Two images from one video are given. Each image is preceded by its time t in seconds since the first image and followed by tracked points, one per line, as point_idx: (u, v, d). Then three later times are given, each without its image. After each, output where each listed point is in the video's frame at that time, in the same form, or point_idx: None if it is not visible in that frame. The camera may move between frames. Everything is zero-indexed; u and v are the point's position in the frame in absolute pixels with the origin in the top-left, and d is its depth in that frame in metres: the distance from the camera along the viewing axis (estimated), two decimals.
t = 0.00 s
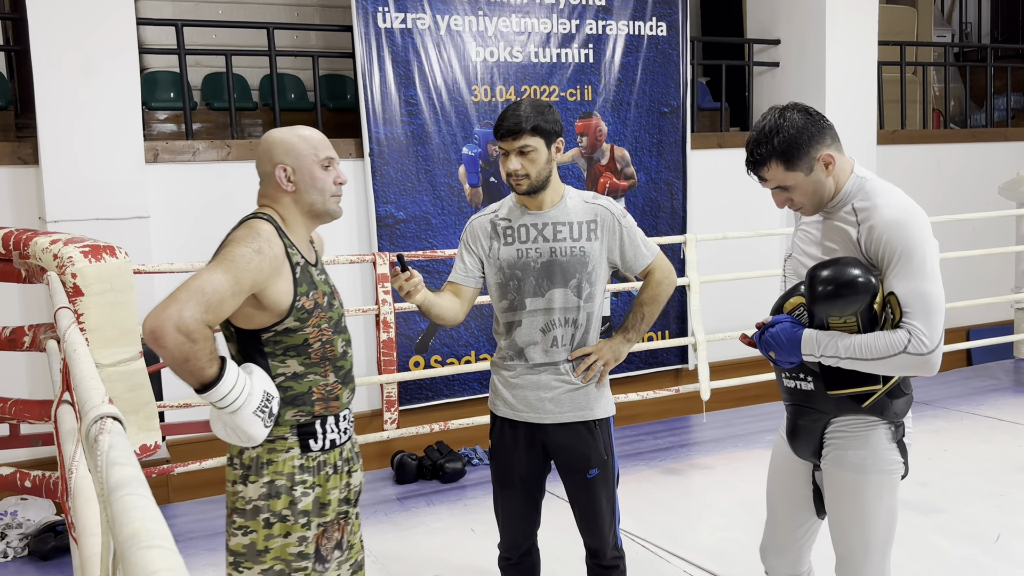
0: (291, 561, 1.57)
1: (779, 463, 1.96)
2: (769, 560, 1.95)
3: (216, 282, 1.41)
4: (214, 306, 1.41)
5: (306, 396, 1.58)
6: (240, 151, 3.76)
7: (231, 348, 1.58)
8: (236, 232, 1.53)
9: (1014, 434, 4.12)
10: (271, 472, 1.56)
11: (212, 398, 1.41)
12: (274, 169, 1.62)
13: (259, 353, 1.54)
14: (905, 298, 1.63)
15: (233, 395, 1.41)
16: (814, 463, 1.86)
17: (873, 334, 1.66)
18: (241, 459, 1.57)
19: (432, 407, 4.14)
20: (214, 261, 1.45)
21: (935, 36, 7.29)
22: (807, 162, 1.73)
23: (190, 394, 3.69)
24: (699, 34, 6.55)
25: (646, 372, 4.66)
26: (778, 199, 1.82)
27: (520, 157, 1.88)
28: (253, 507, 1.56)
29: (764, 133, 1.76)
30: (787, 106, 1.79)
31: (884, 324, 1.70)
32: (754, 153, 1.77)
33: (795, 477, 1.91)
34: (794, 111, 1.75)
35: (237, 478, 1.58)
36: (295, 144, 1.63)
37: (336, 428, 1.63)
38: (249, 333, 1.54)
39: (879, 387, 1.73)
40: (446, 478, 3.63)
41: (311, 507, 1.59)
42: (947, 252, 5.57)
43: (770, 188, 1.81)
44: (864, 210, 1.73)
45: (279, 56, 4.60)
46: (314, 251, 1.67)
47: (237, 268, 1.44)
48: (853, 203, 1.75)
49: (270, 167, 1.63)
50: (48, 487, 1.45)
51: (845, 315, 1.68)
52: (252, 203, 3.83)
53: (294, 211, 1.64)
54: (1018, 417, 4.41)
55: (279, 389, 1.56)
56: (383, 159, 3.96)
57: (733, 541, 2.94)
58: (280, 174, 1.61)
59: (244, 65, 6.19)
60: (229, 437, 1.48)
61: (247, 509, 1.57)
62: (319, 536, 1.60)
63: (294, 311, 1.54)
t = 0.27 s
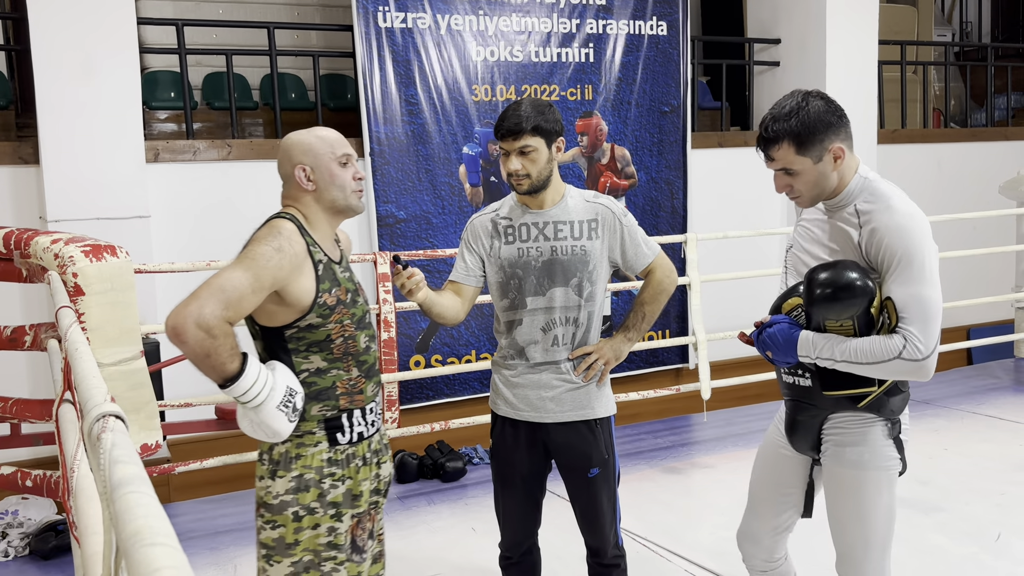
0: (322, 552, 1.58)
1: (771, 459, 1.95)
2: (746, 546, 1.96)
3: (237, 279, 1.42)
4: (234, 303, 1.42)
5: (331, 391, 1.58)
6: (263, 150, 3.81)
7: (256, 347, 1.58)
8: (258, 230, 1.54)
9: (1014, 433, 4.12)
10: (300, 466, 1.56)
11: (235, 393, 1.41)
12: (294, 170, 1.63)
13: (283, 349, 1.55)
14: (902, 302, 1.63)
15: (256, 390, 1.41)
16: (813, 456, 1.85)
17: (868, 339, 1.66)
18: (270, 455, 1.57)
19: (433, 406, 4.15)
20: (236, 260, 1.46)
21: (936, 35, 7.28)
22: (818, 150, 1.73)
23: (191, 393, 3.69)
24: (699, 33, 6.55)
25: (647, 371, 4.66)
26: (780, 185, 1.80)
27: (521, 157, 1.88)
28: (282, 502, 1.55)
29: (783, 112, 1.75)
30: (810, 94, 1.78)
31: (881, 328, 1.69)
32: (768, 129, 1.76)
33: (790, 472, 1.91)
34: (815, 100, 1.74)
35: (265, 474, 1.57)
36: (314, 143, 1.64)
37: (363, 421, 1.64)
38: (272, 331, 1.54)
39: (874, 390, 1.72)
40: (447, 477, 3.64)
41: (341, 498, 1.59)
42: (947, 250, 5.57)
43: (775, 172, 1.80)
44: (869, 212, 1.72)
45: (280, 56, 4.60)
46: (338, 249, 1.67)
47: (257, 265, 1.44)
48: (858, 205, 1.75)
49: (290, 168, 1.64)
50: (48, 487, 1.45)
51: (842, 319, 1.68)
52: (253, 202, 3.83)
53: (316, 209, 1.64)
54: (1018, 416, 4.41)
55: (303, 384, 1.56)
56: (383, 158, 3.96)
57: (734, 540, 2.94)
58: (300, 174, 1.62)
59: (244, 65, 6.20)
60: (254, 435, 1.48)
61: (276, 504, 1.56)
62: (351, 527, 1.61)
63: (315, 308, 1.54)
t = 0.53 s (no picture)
0: (353, 546, 1.58)
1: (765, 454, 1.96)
2: (755, 551, 1.96)
3: (253, 278, 1.42)
4: (251, 301, 1.42)
5: (349, 386, 1.59)
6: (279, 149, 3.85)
7: (277, 345, 1.59)
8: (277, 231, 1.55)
9: (1015, 433, 4.12)
10: (323, 460, 1.56)
11: (252, 389, 1.42)
12: (308, 173, 1.64)
13: (302, 347, 1.56)
14: (906, 295, 1.65)
15: (272, 387, 1.42)
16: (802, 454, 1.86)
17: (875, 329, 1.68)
18: (294, 450, 1.58)
19: (434, 405, 4.15)
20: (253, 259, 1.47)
21: (937, 34, 7.27)
22: (818, 151, 1.73)
23: (192, 393, 3.70)
24: (700, 33, 6.55)
25: (648, 371, 4.66)
26: (779, 185, 1.81)
27: (523, 157, 1.88)
28: (310, 496, 1.56)
29: (782, 115, 1.76)
30: (806, 95, 1.79)
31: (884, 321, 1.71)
32: (769, 131, 1.76)
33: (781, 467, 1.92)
34: (813, 102, 1.75)
35: (293, 470, 1.59)
36: (327, 144, 1.64)
37: (383, 415, 1.63)
38: (293, 329, 1.55)
39: (873, 381, 1.72)
40: (448, 477, 3.64)
41: (367, 490, 1.59)
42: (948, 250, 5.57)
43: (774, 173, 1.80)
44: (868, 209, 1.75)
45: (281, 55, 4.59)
46: (358, 247, 1.66)
47: (274, 265, 1.45)
48: (856, 203, 1.77)
49: (305, 171, 1.64)
50: (50, 487, 1.44)
51: (849, 309, 1.69)
52: (254, 203, 3.83)
53: (332, 208, 1.64)
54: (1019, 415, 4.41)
55: (321, 381, 1.57)
56: (384, 158, 3.96)
57: (735, 540, 2.94)
58: (314, 176, 1.63)
59: (246, 65, 6.20)
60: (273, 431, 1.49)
61: (305, 499, 1.57)
62: (379, 519, 1.61)
63: (332, 306, 1.54)
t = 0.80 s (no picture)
0: (365, 545, 1.57)
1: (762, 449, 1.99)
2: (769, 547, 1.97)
3: (260, 277, 1.43)
4: (258, 300, 1.42)
5: (357, 384, 1.59)
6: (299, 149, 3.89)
7: (284, 343, 1.59)
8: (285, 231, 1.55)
9: (1017, 433, 4.11)
10: (333, 459, 1.57)
11: (261, 386, 1.42)
12: (328, 171, 1.63)
13: (309, 346, 1.56)
14: (901, 281, 1.72)
15: (279, 385, 1.42)
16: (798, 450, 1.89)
17: (873, 316, 1.74)
18: (306, 449, 1.60)
19: (436, 405, 4.15)
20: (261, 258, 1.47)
21: (938, 34, 7.26)
22: (798, 146, 1.81)
23: (195, 393, 3.70)
24: (701, 33, 6.55)
25: (650, 371, 4.66)
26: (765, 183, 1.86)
27: (524, 157, 1.89)
28: (323, 494, 1.57)
29: (761, 113, 1.83)
30: (785, 97, 1.87)
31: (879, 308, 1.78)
32: (751, 128, 1.82)
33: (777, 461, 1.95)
34: (792, 101, 1.83)
35: (306, 469, 1.60)
36: (353, 149, 1.64)
37: (392, 414, 1.63)
38: (300, 328, 1.56)
39: (871, 368, 1.79)
40: (450, 476, 3.64)
41: (378, 488, 1.59)
42: (950, 250, 5.56)
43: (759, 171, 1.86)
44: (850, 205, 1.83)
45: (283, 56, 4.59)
46: (365, 250, 1.67)
47: (281, 263, 1.45)
48: (838, 201, 1.85)
49: (324, 168, 1.64)
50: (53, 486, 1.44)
51: (848, 298, 1.75)
52: (256, 203, 3.83)
53: (343, 212, 1.64)
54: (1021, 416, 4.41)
55: (329, 379, 1.57)
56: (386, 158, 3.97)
57: (736, 540, 2.94)
58: (333, 176, 1.62)
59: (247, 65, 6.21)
60: (281, 429, 1.49)
61: (320, 497, 1.58)
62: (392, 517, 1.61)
63: (339, 305, 1.55)
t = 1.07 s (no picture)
0: (360, 548, 1.57)
1: (764, 444, 1.99)
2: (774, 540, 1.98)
3: (268, 274, 1.42)
4: (265, 297, 1.41)
5: (354, 386, 1.59)
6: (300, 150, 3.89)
7: (284, 343, 1.59)
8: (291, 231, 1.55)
9: (1018, 433, 4.11)
10: (328, 461, 1.57)
11: (264, 384, 1.40)
12: (335, 172, 1.63)
13: (309, 346, 1.56)
14: (886, 267, 1.75)
15: (281, 384, 1.41)
16: (801, 445, 1.89)
17: (865, 303, 1.76)
18: (301, 451, 1.60)
19: (437, 405, 4.15)
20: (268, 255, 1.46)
21: (939, 34, 7.26)
22: (763, 148, 1.85)
23: (195, 393, 3.70)
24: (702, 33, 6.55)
25: (651, 371, 4.66)
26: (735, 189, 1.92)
27: (525, 157, 1.89)
28: (317, 496, 1.57)
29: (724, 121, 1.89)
30: (750, 104, 1.91)
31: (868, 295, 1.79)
32: (718, 133, 1.87)
33: (779, 456, 1.96)
34: (756, 107, 1.87)
35: (300, 471, 1.60)
36: (359, 148, 1.64)
37: (388, 416, 1.63)
38: (301, 328, 1.55)
39: (872, 354, 1.81)
40: (451, 477, 3.64)
41: (374, 491, 1.59)
42: (950, 250, 5.56)
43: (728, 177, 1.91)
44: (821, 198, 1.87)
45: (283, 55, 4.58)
46: (370, 252, 1.66)
47: (289, 260, 1.45)
48: (811, 198, 1.88)
49: (330, 169, 1.64)
50: (54, 487, 1.44)
51: (838, 291, 1.77)
52: (256, 203, 3.83)
53: (351, 213, 1.64)
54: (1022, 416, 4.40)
55: (327, 381, 1.57)
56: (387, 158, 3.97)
57: (737, 540, 2.94)
58: (340, 177, 1.62)
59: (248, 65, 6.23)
60: (282, 429, 1.48)
61: (314, 499, 1.57)
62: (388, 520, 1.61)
63: (342, 306, 1.55)
